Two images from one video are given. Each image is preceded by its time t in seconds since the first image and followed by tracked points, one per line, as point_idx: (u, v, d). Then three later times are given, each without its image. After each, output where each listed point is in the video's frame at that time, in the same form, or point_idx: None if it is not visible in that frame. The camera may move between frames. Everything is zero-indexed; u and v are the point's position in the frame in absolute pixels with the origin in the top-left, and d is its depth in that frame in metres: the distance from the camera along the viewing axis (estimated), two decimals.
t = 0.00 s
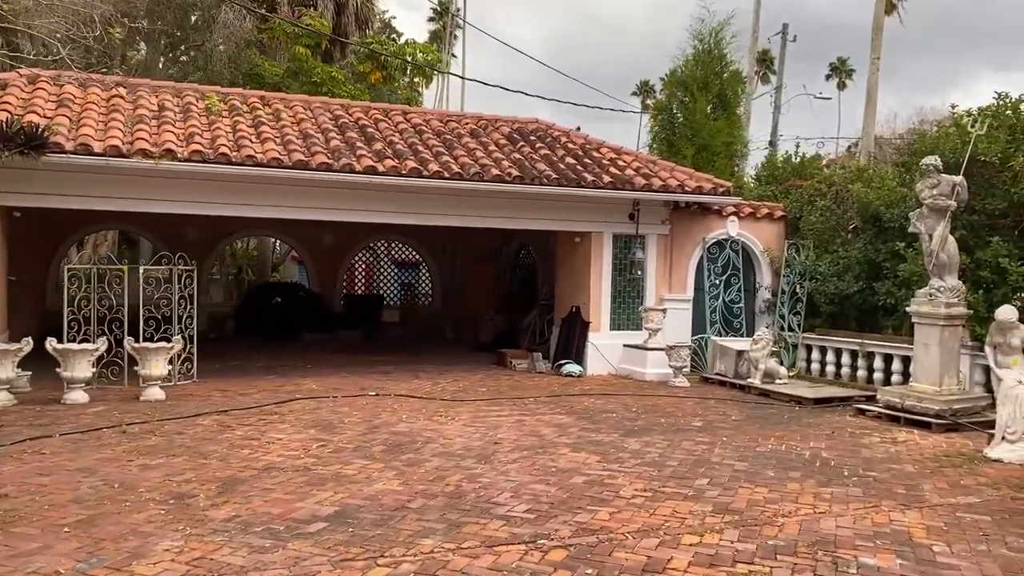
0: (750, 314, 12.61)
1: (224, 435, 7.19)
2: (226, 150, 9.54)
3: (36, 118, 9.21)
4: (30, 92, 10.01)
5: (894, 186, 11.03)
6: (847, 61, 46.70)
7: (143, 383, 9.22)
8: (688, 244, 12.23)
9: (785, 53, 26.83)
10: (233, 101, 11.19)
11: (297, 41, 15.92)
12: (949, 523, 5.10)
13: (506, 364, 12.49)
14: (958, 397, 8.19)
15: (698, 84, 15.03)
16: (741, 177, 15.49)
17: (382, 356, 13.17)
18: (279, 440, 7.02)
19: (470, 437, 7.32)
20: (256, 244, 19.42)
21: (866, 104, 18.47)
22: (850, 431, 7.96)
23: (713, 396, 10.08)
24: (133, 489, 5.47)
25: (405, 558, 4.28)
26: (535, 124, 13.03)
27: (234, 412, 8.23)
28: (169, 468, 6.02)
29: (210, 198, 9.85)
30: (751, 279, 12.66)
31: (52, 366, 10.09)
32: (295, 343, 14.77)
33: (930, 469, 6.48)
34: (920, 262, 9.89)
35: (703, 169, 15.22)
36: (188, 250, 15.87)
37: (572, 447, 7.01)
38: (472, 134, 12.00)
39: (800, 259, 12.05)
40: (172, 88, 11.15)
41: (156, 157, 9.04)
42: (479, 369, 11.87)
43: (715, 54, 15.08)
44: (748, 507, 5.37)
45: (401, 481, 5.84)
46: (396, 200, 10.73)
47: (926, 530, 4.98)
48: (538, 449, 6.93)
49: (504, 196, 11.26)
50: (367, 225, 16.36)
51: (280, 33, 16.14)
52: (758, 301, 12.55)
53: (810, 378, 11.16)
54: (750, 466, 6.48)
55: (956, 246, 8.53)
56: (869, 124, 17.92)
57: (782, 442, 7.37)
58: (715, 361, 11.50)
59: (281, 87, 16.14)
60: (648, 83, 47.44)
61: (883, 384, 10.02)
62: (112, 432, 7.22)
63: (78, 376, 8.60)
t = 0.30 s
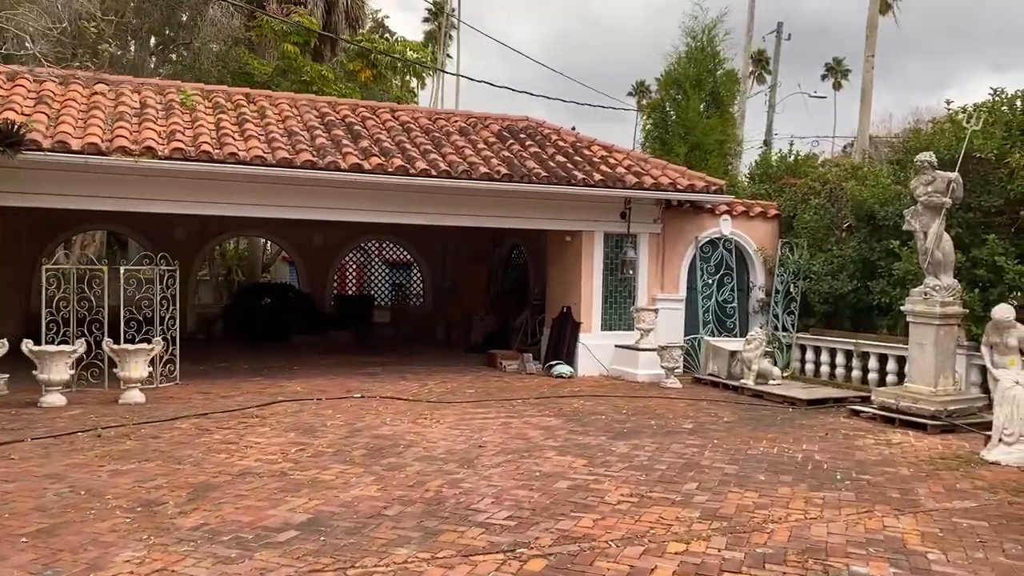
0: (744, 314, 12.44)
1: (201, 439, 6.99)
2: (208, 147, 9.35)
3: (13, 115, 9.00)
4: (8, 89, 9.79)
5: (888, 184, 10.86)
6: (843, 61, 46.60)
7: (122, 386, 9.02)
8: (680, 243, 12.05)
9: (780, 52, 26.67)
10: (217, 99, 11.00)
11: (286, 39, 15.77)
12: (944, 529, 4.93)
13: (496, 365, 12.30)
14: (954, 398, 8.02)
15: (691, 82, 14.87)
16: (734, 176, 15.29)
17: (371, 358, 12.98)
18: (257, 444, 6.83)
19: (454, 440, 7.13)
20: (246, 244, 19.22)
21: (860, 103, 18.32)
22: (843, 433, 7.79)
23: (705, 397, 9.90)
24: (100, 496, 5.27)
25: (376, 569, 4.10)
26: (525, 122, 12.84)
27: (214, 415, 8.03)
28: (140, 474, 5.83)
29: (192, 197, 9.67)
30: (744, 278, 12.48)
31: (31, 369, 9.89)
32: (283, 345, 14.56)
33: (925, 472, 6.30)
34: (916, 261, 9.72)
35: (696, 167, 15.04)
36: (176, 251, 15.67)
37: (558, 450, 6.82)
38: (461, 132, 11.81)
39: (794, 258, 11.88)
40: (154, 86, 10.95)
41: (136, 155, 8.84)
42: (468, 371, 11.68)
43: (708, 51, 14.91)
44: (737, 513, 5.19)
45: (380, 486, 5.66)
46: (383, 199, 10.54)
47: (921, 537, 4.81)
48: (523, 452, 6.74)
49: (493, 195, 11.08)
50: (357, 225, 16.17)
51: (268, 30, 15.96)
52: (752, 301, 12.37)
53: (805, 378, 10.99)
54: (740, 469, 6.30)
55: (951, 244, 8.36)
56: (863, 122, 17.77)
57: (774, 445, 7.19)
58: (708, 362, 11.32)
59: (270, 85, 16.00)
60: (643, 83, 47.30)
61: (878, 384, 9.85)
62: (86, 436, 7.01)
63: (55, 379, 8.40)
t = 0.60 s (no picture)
0: (737, 316, 12.24)
1: (174, 448, 6.78)
2: (187, 148, 9.15)
3: None
4: None
5: (883, 182, 10.68)
6: (838, 61, 46.46)
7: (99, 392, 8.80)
8: (671, 244, 11.86)
9: (774, 52, 26.52)
10: (198, 98, 10.82)
11: (272, 37, 15.73)
12: (939, 541, 4.73)
13: (485, 368, 12.08)
14: (950, 401, 7.83)
15: (682, 80, 14.74)
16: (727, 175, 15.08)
17: (358, 362, 12.77)
18: (231, 453, 6.62)
19: (436, 448, 6.91)
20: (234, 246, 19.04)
21: (855, 102, 18.16)
22: (837, 438, 7.59)
23: (696, 401, 9.70)
24: (62, 509, 5.06)
25: None
26: (514, 122, 12.64)
27: (191, 422, 7.82)
28: (106, 485, 5.61)
29: (172, 199, 9.49)
30: (737, 279, 12.29)
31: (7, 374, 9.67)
32: (270, 349, 14.34)
33: (920, 479, 6.11)
34: (910, 261, 9.54)
35: (688, 167, 14.85)
36: (161, 253, 15.46)
37: (542, 458, 6.61)
38: (447, 131, 11.60)
39: (787, 258, 11.70)
40: (134, 85, 10.75)
41: (112, 155, 8.65)
42: (456, 374, 11.47)
43: (700, 49, 14.86)
44: (724, 525, 4.98)
45: (354, 497, 5.45)
46: (367, 200, 10.36)
47: (915, 549, 4.60)
48: (506, 460, 6.54)
49: (480, 196, 10.89)
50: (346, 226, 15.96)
51: (254, 29, 15.77)
52: (745, 302, 12.18)
53: (798, 381, 10.80)
54: (729, 477, 6.09)
55: (946, 244, 8.18)
56: (858, 121, 17.61)
57: (765, 451, 6.99)
58: (700, 364, 11.12)
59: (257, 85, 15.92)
60: (639, 84, 47.15)
61: (872, 387, 9.66)
62: (56, 445, 6.79)
63: (28, 385, 8.17)
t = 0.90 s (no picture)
0: (731, 316, 12.07)
1: (150, 454, 6.59)
2: (168, 146, 8.96)
3: None
4: None
5: (878, 179, 10.53)
6: (833, 61, 46.37)
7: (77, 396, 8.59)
8: (663, 243, 11.68)
9: (768, 50, 26.38)
10: (181, 97, 10.64)
11: (259, 35, 15.61)
12: (937, 548, 4.55)
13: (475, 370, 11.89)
14: (947, 401, 7.66)
15: (675, 78, 14.59)
16: (720, 174, 14.89)
17: (346, 364, 12.58)
18: (209, 460, 6.42)
19: (420, 453, 6.72)
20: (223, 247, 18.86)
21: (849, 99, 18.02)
22: (832, 441, 7.41)
23: (689, 403, 9.52)
24: (25, 520, 4.86)
25: None
26: (504, 120, 12.46)
27: (170, 427, 7.63)
28: (76, 494, 5.41)
29: (153, 199, 9.30)
30: (731, 279, 12.11)
31: None
32: (258, 352, 14.14)
33: (917, 482, 5.93)
34: (906, 259, 9.38)
35: (681, 165, 14.69)
36: (148, 254, 15.26)
37: (529, 463, 6.42)
38: (436, 129, 11.42)
39: (781, 258, 11.49)
40: (115, 83, 10.56)
41: (90, 154, 8.46)
42: (446, 377, 11.28)
43: (693, 46, 14.71)
44: (714, 533, 4.80)
45: (332, 506, 5.25)
46: (353, 199, 10.19)
47: (913, 557, 4.42)
48: (492, 465, 6.34)
49: (469, 195, 10.71)
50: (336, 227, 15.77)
51: (241, 27, 15.62)
52: (739, 302, 12.01)
53: (793, 382, 10.63)
54: (720, 482, 5.91)
55: (942, 241, 8.01)
56: (852, 118, 17.47)
57: (758, 454, 6.81)
58: (693, 365, 10.95)
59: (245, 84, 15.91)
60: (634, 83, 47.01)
61: (868, 388, 9.49)
62: (28, 452, 6.59)
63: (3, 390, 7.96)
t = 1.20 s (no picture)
0: (725, 315, 11.88)
1: (125, 462, 6.37)
2: (148, 145, 8.75)
3: None
4: None
5: (873, 177, 10.35)
6: (827, 61, 46.31)
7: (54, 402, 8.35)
8: (657, 242, 11.49)
9: (761, 48, 26.23)
10: (163, 96, 10.42)
11: (246, 34, 15.30)
12: (940, 557, 4.35)
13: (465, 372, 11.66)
14: (946, 402, 7.48)
15: (667, 75, 14.41)
16: (714, 173, 14.69)
17: (335, 367, 12.36)
18: (185, 468, 6.20)
19: (404, 459, 6.50)
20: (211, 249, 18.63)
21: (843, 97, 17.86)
22: (829, 443, 7.22)
23: (683, 405, 9.32)
24: None
25: None
26: (495, 118, 12.25)
27: (148, 434, 7.41)
28: (42, 505, 5.19)
29: (133, 199, 9.08)
30: (725, 278, 11.93)
31: None
32: (246, 355, 13.91)
33: (917, 486, 5.73)
34: (903, 256, 9.20)
35: (674, 164, 14.50)
36: (134, 257, 15.02)
37: (517, 468, 6.20)
38: (424, 127, 11.21)
39: (776, 257, 11.31)
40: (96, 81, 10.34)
41: (67, 153, 8.23)
42: (435, 379, 11.05)
43: (685, 43, 14.54)
44: (708, 542, 4.60)
45: (310, 516, 5.04)
46: (339, 198, 9.98)
47: (916, 568, 4.22)
48: (478, 471, 6.13)
49: (459, 194, 10.50)
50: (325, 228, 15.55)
51: (227, 25, 15.35)
52: (733, 301, 11.82)
53: (788, 382, 10.44)
54: (714, 487, 5.70)
55: (940, 238, 7.82)
56: (846, 116, 17.31)
57: (753, 458, 6.61)
58: (687, 366, 10.75)
59: (232, 83, 15.61)
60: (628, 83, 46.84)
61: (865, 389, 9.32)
62: None
63: None
